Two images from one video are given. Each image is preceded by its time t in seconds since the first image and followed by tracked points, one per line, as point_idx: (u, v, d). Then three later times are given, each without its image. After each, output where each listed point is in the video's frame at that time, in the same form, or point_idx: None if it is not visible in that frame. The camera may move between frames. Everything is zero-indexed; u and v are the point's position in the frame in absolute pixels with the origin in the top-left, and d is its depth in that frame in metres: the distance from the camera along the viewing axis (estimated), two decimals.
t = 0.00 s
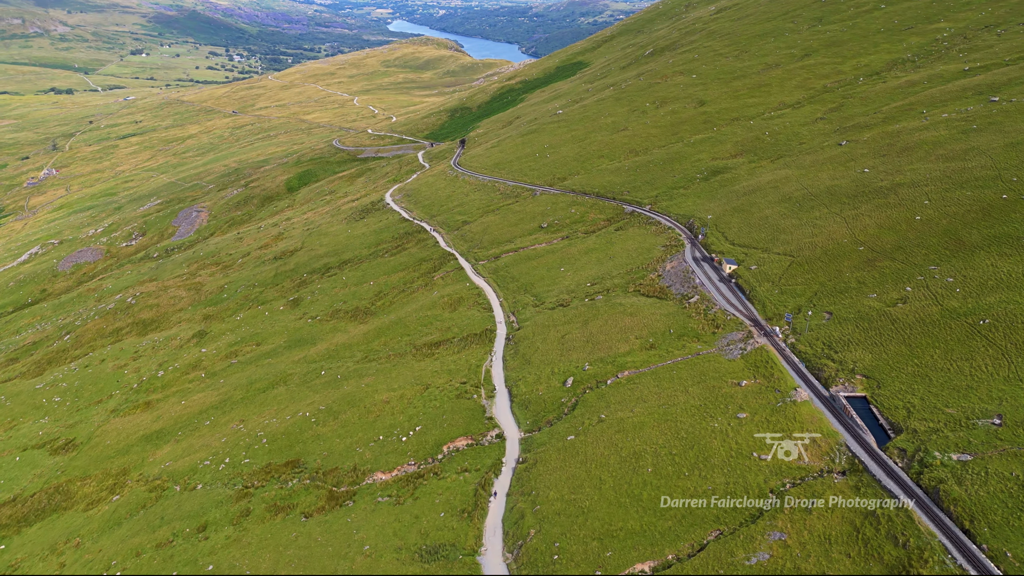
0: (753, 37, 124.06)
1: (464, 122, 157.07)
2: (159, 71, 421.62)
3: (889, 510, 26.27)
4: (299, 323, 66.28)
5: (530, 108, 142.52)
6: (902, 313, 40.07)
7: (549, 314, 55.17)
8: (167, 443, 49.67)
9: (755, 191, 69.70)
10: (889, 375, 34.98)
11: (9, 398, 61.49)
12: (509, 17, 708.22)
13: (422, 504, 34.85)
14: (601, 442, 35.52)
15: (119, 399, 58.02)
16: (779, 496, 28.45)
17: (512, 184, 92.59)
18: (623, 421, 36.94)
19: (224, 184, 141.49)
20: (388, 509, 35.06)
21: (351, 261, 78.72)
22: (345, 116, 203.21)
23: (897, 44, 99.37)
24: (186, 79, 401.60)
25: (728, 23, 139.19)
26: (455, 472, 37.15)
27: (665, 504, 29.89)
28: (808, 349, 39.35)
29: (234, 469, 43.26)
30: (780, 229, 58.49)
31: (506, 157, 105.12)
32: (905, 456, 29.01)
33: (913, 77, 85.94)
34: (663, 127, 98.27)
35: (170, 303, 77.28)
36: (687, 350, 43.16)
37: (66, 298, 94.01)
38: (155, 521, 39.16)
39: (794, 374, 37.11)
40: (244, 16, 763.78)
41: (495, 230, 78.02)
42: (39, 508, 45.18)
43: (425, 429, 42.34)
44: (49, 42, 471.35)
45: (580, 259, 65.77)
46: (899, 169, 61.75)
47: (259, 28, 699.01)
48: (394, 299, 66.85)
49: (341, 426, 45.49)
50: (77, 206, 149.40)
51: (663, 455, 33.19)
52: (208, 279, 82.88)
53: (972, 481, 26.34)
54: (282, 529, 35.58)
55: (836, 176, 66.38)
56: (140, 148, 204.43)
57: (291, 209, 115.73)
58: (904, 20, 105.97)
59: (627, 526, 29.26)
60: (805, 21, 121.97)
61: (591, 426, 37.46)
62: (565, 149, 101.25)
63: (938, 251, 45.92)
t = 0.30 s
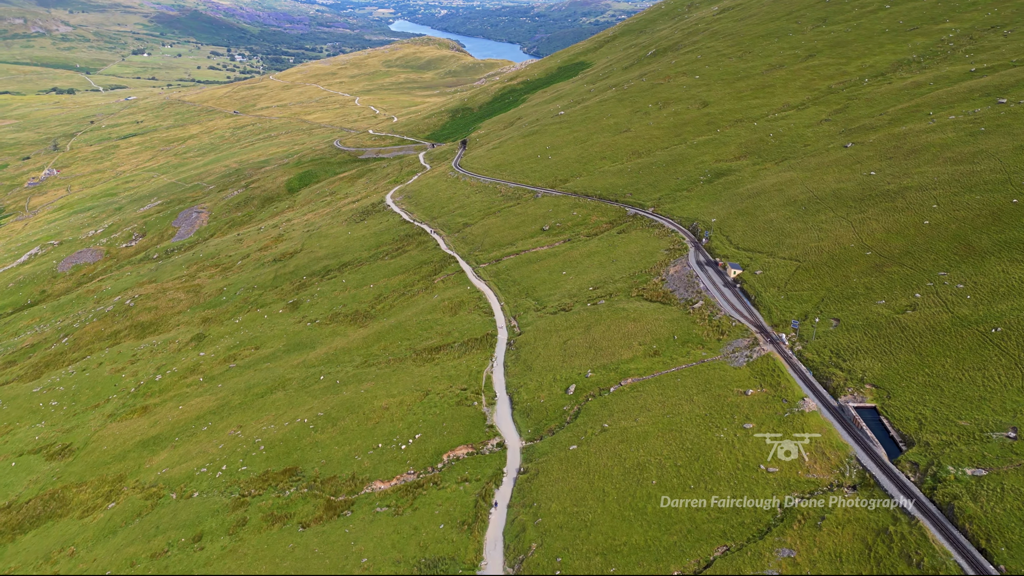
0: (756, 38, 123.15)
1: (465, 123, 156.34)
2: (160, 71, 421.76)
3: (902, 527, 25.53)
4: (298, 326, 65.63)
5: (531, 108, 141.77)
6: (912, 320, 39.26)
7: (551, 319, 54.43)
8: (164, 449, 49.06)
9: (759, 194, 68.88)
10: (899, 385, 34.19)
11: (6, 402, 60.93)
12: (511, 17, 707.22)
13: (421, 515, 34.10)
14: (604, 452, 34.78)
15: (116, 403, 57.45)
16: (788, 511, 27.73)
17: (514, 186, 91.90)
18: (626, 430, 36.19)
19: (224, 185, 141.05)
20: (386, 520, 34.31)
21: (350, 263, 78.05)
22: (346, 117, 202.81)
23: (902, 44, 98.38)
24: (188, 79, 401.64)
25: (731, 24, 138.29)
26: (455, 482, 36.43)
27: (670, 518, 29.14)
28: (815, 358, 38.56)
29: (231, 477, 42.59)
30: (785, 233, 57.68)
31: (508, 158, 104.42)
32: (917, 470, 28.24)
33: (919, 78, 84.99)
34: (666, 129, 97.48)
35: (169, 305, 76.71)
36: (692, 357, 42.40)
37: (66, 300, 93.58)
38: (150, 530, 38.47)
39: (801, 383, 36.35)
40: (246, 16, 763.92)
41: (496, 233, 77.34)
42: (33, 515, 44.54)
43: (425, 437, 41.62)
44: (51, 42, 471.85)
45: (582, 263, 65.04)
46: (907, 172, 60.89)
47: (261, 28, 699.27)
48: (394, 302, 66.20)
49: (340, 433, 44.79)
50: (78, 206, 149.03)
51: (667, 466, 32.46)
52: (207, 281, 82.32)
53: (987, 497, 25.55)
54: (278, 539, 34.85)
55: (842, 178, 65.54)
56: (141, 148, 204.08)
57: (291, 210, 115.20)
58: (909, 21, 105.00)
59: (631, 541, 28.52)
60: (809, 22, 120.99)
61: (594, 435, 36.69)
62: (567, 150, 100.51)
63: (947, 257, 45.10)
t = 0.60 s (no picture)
0: (760, 38, 122.21)
1: (466, 124, 155.72)
2: (162, 71, 421.73)
3: (915, 545, 24.79)
4: (298, 330, 65.01)
5: (533, 109, 141.04)
6: (922, 328, 38.43)
7: (553, 324, 53.68)
8: (160, 456, 48.47)
9: (764, 197, 68.05)
10: (910, 395, 33.40)
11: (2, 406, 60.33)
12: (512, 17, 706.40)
13: (420, 526, 33.36)
14: (607, 463, 34.04)
15: (113, 408, 56.85)
16: (796, 526, 26.96)
17: (515, 188, 91.18)
18: (630, 440, 35.41)
19: (225, 185, 140.58)
20: (385, 531, 33.59)
21: (351, 266, 77.41)
22: (347, 117, 202.36)
23: (907, 45, 97.39)
24: (189, 79, 401.62)
25: (734, 24, 137.34)
26: (455, 492, 35.73)
27: (675, 533, 28.41)
28: (823, 366, 37.78)
29: (228, 485, 41.94)
30: (790, 238, 56.88)
31: (509, 160, 103.69)
32: (930, 484, 27.52)
33: (925, 80, 84.05)
34: (669, 130, 96.65)
35: (167, 307, 76.11)
36: (696, 364, 41.63)
37: (65, 301, 93.12)
38: (145, 539, 37.82)
39: (809, 392, 35.59)
40: (248, 16, 764.60)
41: (498, 235, 76.67)
42: (28, 522, 43.88)
43: (424, 446, 40.91)
44: (53, 41, 472.11)
45: (584, 266, 64.33)
46: (914, 176, 60.05)
47: (263, 28, 699.62)
48: (394, 305, 65.56)
49: (338, 441, 44.10)
50: (78, 207, 148.75)
51: (672, 479, 31.70)
52: (206, 283, 81.71)
53: (1004, 515, 24.76)
54: (274, 551, 34.12)
55: (848, 182, 64.71)
56: (142, 148, 203.84)
57: (291, 211, 114.60)
58: (914, 21, 103.98)
59: (635, 556, 27.76)
60: (813, 22, 120.00)
61: (597, 445, 35.93)
62: (569, 151, 99.74)
63: (957, 262, 44.30)
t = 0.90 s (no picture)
0: (763, 39, 121.28)
1: (468, 124, 155.02)
2: (163, 71, 421.77)
3: (929, 565, 24.09)
4: (296, 334, 64.35)
5: (534, 110, 140.34)
6: (932, 336, 37.65)
7: (555, 329, 52.94)
8: (157, 462, 47.82)
9: (768, 200, 67.25)
10: (921, 406, 32.63)
11: None
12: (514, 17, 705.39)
13: (419, 538, 32.62)
14: (610, 474, 33.29)
15: (109, 413, 56.23)
16: (805, 543, 26.27)
17: (516, 190, 90.44)
18: (633, 451, 34.67)
19: (225, 186, 140.10)
20: (383, 544, 32.81)
21: (350, 269, 76.77)
22: (348, 117, 201.85)
23: (912, 46, 96.41)
24: (190, 79, 401.48)
25: (737, 25, 136.44)
26: (455, 503, 34.99)
27: (680, 549, 27.70)
28: (830, 375, 37.02)
29: (224, 493, 41.25)
30: (796, 242, 56.05)
31: (510, 161, 102.97)
32: (943, 501, 26.79)
33: (931, 81, 83.14)
34: (672, 132, 95.87)
35: (165, 310, 75.53)
36: (701, 372, 40.88)
37: (63, 303, 92.57)
38: (139, 549, 37.11)
39: (816, 402, 34.83)
40: (249, 15, 764.69)
41: (498, 238, 75.98)
42: (22, 530, 43.20)
43: (423, 454, 40.20)
44: (54, 41, 472.65)
45: (586, 270, 63.60)
46: (921, 179, 59.20)
47: (264, 28, 699.64)
48: (394, 309, 64.91)
49: (336, 449, 43.37)
50: (78, 207, 148.31)
51: (676, 492, 30.97)
52: (205, 286, 81.10)
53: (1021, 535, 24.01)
54: (270, 563, 33.39)
55: (854, 185, 63.89)
56: (143, 149, 203.51)
57: (291, 213, 114.02)
58: (920, 22, 102.99)
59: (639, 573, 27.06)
60: (817, 22, 119.07)
61: (599, 456, 35.16)
62: (571, 153, 98.98)
63: (967, 268, 43.48)
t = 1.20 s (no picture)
0: (767, 39, 120.37)
1: (469, 125, 154.31)
2: (165, 71, 421.78)
3: None
4: (295, 337, 63.72)
5: (536, 111, 139.65)
6: (942, 345, 36.84)
7: (556, 335, 52.17)
8: (153, 469, 47.18)
9: (773, 203, 66.44)
10: (932, 418, 31.82)
11: None
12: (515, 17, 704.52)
13: (418, 551, 31.83)
14: (614, 486, 32.54)
15: (106, 417, 55.60)
16: (815, 562, 25.57)
17: (518, 192, 89.71)
18: (637, 462, 33.92)
19: (225, 187, 139.59)
20: (381, 556, 32.03)
21: (350, 271, 76.13)
22: (349, 118, 201.43)
23: (918, 47, 95.42)
24: (192, 79, 401.41)
25: (740, 25, 135.55)
26: (454, 514, 34.26)
27: (686, 566, 27.00)
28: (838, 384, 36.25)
29: (220, 502, 40.50)
30: (801, 246, 55.24)
31: (512, 163, 102.24)
32: (957, 518, 26.06)
33: (936, 82, 82.18)
34: (674, 133, 95.06)
35: (164, 313, 74.95)
36: (705, 380, 40.10)
37: (62, 305, 91.99)
38: (133, 559, 36.34)
39: (825, 413, 34.08)
40: (251, 15, 764.68)
41: (500, 240, 75.27)
42: (15, 538, 42.41)
43: (423, 463, 39.50)
44: (56, 41, 473.06)
45: (588, 274, 62.88)
46: (928, 183, 58.36)
47: (266, 28, 699.89)
48: (394, 313, 64.23)
49: (334, 456, 42.69)
50: (79, 208, 147.95)
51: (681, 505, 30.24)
52: (204, 288, 80.53)
53: None
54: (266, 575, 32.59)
55: (860, 188, 63.05)
56: (144, 149, 203.26)
57: (291, 214, 113.50)
58: (925, 22, 102.08)
59: None
60: (821, 23, 118.12)
61: (602, 467, 34.41)
62: (573, 155, 98.22)
63: (977, 275, 42.61)
